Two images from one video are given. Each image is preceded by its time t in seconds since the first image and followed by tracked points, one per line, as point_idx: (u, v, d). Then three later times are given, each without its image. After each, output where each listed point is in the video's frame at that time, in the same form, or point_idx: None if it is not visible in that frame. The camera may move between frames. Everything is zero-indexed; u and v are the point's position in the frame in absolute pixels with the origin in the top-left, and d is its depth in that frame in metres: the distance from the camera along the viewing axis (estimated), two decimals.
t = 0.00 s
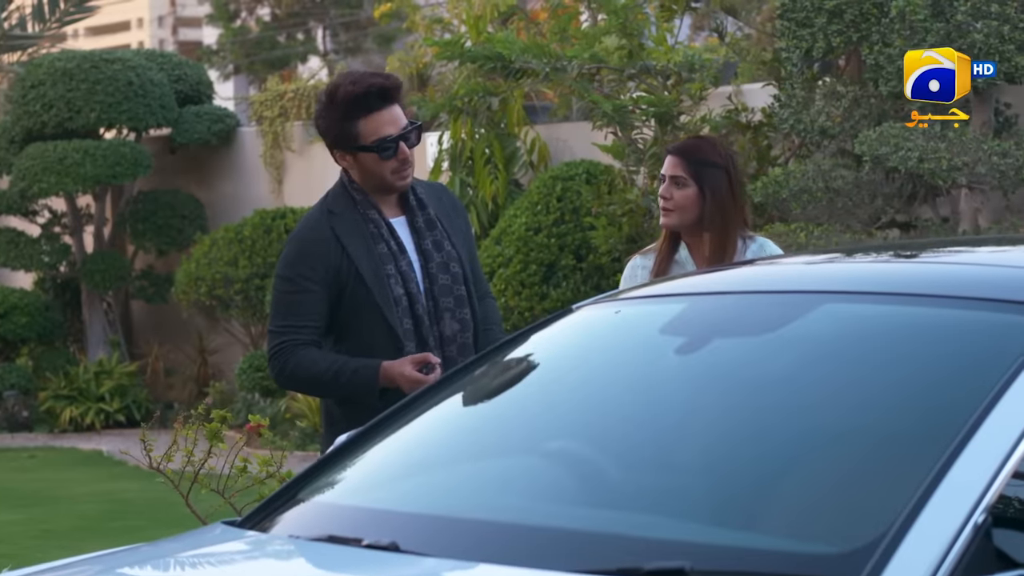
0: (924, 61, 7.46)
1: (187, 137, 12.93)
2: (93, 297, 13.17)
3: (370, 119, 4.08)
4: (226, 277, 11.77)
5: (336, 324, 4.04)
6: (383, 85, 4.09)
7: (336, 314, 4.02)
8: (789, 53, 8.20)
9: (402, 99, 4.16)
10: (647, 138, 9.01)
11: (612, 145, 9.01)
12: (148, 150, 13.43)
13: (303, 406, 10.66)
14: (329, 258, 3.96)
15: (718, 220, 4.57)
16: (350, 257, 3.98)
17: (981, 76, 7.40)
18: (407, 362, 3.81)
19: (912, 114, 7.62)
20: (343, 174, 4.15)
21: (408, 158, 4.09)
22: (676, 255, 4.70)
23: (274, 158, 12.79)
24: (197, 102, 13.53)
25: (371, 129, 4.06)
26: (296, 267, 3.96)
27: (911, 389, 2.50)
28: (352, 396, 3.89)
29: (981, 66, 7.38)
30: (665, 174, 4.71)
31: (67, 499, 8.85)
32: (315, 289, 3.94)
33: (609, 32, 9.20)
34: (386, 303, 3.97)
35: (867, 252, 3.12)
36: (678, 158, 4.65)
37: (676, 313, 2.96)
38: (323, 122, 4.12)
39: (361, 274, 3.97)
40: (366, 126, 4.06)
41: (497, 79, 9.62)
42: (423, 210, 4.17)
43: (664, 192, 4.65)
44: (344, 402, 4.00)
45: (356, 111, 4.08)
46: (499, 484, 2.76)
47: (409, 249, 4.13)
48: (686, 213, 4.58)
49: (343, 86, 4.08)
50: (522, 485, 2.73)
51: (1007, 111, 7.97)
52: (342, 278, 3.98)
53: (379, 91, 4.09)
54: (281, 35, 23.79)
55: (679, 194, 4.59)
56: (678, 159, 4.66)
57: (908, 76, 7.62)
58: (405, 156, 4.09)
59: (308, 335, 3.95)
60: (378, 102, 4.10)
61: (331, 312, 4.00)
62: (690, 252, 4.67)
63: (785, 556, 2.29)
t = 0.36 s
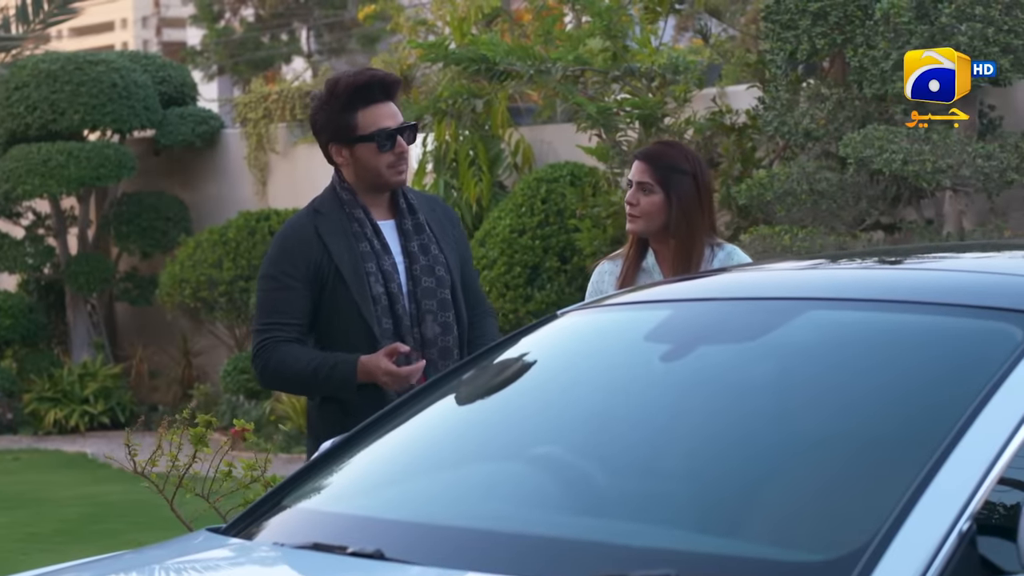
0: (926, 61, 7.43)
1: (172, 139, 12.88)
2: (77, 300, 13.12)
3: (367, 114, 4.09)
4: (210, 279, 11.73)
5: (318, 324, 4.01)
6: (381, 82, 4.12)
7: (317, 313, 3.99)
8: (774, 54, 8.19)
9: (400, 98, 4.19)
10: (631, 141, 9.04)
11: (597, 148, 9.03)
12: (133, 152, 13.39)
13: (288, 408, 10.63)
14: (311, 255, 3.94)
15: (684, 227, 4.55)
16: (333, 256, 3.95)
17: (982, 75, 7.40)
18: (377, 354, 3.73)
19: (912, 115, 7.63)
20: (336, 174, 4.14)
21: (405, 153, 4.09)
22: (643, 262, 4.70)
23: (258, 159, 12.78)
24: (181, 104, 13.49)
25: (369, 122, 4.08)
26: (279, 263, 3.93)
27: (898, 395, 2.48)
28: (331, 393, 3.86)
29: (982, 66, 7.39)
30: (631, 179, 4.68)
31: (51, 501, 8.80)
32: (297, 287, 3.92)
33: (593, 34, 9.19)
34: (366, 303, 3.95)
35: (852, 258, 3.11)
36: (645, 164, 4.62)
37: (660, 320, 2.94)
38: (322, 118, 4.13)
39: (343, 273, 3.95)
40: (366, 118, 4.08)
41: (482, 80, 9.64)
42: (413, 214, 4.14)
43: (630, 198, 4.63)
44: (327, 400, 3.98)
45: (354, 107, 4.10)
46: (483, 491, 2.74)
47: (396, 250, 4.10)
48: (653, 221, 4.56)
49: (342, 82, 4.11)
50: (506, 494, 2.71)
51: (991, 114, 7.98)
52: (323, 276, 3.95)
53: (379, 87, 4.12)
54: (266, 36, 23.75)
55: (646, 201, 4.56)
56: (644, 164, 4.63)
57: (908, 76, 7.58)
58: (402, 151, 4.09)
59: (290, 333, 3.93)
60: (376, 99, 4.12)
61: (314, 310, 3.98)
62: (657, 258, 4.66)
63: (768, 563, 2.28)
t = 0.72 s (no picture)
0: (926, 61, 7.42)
1: (161, 140, 12.86)
2: (66, 301, 13.07)
3: (390, 109, 4.08)
4: (199, 281, 11.69)
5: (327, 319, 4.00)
6: (406, 79, 4.10)
7: (327, 308, 3.98)
8: (763, 56, 8.19)
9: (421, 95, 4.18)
10: (621, 142, 9.04)
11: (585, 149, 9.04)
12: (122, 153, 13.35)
13: (277, 409, 10.62)
14: (325, 250, 3.93)
15: (667, 231, 4.54)
16: (347, 252, 3.94)
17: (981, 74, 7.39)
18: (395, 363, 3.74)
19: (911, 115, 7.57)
20: (356, 170, 4.12)
21: (426, 149, 4.09)
22: (626, 268, 4.69)
23: (247, 161, 12.78)
24: (169, 105, 13.47)
25: (395, 116, 4.07)
26: (292, 256, 3.92)
27: (888, 400, 2.47)
28: (335, 393, 3.86)
29: (982, 66, 7.37)
30: (615, 182, 4.67)
31: (40, 503, 8.77)
32: (309, 281, 3.91)
33: (583, 36, 9.19)
34: (378, 301, 3.93)
35: (840, 263, 3.10)
36: (629, 167, 4.61)
37: (651, 324, 2.93)
38: (345, 111, 4.11)
39: (356, 270, 3.94)
40: (391, 113, 4.06)
41: (471, 82, 9.66)
42: (429, 217, 4.14)
43: (614, 202, 4.62)
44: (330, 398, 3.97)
45: (375, 103, 4.08)
46: (473, 496, 2.73)
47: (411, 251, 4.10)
48: (636, 225, 4.56)
49: (366, 78, 4.10)
50: (496, 500, 2.70)
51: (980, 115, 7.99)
52: (336, 271, 3.94)
53: (403, 82, 4.11)
54: (255, 36, 23.70)
55: (629, 205, 4.56)
56: (628, 168, 4.62)
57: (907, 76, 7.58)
58: (423, 147, 4.09)
59: (298, 328, 3.91)
60: (399, 96, 4.11)
61: (324, 305, 3.96)
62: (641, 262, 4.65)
63: (757, 569, 2.27)
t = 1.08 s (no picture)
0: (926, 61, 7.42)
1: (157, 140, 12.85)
2: (60, 301, 13.06)
3: (411, 117, 4.10)
4: (194, 282, 11.67)
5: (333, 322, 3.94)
6: (429, 89, 4.13)
7: (336, 311, 3.92)
8: (757, 58, 8.19)
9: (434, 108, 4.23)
10: (615, 144, 9.00)
11: (580, 150, 9.04)
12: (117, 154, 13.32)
13: (272, 411, 10.60)
14: (339, 252, 3.90)
15: (665, 233, 4.53)
16: (360, 255, 3.93)
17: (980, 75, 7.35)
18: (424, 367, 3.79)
19: (910, 115, 7.59)
20: (362, 170, 4.10)
21: (439, 161, 4.13)
22: (624, 270, 4.69)
23: (241, 161, 12.76)
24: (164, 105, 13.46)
25: (417, 124, 4.09)
26: (303, 258, 3.87)
27: (882, 404, 2.46)
28: (345, 397, 3.83)
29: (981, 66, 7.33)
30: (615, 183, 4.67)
31: (35, 505, 8.76)
32: (321, 283, 3.86)
33: (577, 37, 9.24)
34: (396, 305, 3.94)
35: (835, 268, 3.09)
36: (627, 169, 4.61)
37: (646, 330, 2.93)
38: (364, 111, 4.10)
39: (372, 273, 3.93)
40: (415, 120, 4.08)
41: (465, 84, 9.68)
42: (429, 226, 4.20)
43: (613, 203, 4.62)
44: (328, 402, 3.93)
45: (397, 109, 4.09)
46: (468, 502, 2.72)
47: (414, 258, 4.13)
48: (634, 226, 4.55)
49: (390, 83, 4.11)
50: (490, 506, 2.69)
51: (975, 117, 7.99)
52: (350, 273, 3.91)
53: (425, 93, 4.14)
54: (249, 35, 23.69)
55: (627, 207, 4.55)
56: (627, 169, 4.61)
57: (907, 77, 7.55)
58: (436, 159, 4.13)
59: (309, 330, 3.85)
60: (418, 105, 4.14)
61: (332, 308, 3.91)
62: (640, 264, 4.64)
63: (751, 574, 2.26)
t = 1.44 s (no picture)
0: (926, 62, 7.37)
1: (156, 140, 12.85)
2: (59, 302, 13.04)
3: (374, 114, 4.04)
4: (193, 282, 11.66)
5: (326, 327, 3.89)
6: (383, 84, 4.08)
7: (328, 316, 3.88)
8: (756, 59, 8.19)
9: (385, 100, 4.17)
10: (614, 145, 8.98)
11: (579, 152, 9.04)
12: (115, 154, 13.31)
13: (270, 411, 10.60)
14: (329, 257, 3.85)
15: (664, 237, 4.53)
16: (347, 258, 3.90)
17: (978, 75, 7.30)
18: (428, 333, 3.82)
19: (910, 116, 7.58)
20: (330, 175, 4.05)
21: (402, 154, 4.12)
22: (629, 274, 4.70)
23: (240, 162, 12.74)
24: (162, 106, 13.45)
25: (380, 121, 4.04)
26: (295, 263, 3.80)
27: (878, 411, 2.46)
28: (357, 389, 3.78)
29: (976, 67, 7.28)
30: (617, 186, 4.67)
31: (34, 506, 8.75)
32: (316, 288, 3.81)
33: (575, 38, 9.20)
34: (386, 305, 3.94)
35: (834, 273, 3.09)
36: (629, 171, 4.61)
37: (643, 337, 2.93)
38: (327, 116, 4.00)
39: (360, 275, 3.91)
40: (377, 118, 4.03)
41: (464, 85, 9.67)
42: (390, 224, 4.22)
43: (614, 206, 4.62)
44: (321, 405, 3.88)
45: (361, 107, 4.03)
46: (466, 509, 2.72)
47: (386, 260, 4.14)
48: (634, 229, 4.55)
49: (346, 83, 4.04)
50: (487, 513, 2.69)
51: (974, 118, 8.00)
52: (340, 277, 3.88)
53: (381, 88, 4.08)
54: (248, 36, 23.70)
55: (627, 210, 4.56)
56: (629, 172, 4.61)
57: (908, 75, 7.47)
58: (399, 152, 4.11)
59: (310, 335, 3.78)
60: (376, 101, 4.08)
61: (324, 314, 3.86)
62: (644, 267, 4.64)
63: None
